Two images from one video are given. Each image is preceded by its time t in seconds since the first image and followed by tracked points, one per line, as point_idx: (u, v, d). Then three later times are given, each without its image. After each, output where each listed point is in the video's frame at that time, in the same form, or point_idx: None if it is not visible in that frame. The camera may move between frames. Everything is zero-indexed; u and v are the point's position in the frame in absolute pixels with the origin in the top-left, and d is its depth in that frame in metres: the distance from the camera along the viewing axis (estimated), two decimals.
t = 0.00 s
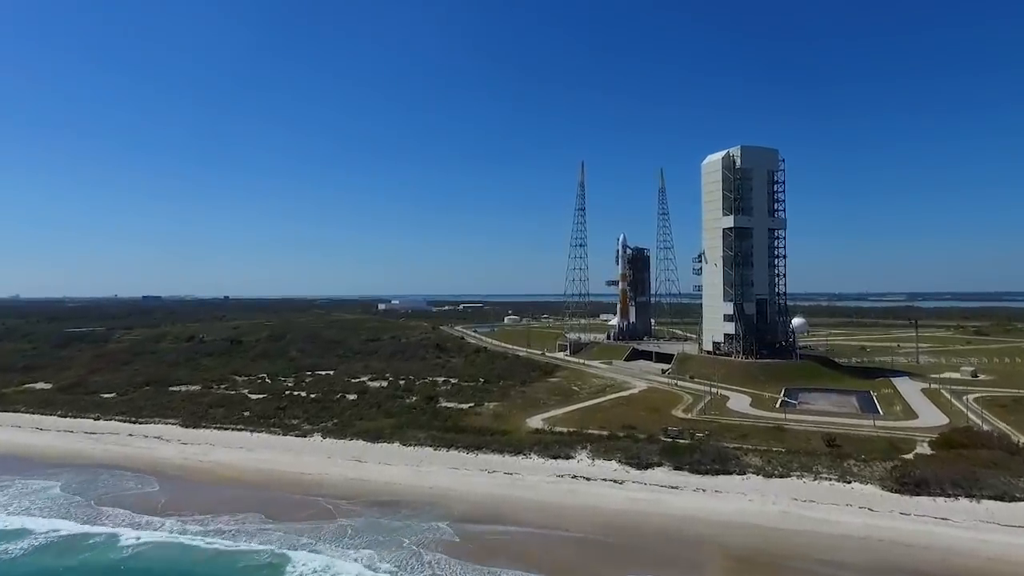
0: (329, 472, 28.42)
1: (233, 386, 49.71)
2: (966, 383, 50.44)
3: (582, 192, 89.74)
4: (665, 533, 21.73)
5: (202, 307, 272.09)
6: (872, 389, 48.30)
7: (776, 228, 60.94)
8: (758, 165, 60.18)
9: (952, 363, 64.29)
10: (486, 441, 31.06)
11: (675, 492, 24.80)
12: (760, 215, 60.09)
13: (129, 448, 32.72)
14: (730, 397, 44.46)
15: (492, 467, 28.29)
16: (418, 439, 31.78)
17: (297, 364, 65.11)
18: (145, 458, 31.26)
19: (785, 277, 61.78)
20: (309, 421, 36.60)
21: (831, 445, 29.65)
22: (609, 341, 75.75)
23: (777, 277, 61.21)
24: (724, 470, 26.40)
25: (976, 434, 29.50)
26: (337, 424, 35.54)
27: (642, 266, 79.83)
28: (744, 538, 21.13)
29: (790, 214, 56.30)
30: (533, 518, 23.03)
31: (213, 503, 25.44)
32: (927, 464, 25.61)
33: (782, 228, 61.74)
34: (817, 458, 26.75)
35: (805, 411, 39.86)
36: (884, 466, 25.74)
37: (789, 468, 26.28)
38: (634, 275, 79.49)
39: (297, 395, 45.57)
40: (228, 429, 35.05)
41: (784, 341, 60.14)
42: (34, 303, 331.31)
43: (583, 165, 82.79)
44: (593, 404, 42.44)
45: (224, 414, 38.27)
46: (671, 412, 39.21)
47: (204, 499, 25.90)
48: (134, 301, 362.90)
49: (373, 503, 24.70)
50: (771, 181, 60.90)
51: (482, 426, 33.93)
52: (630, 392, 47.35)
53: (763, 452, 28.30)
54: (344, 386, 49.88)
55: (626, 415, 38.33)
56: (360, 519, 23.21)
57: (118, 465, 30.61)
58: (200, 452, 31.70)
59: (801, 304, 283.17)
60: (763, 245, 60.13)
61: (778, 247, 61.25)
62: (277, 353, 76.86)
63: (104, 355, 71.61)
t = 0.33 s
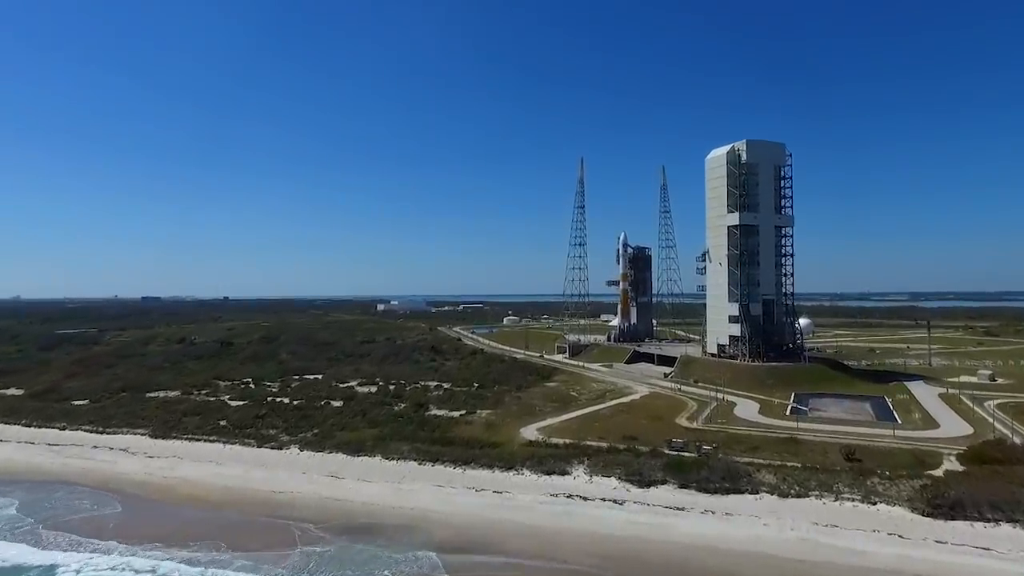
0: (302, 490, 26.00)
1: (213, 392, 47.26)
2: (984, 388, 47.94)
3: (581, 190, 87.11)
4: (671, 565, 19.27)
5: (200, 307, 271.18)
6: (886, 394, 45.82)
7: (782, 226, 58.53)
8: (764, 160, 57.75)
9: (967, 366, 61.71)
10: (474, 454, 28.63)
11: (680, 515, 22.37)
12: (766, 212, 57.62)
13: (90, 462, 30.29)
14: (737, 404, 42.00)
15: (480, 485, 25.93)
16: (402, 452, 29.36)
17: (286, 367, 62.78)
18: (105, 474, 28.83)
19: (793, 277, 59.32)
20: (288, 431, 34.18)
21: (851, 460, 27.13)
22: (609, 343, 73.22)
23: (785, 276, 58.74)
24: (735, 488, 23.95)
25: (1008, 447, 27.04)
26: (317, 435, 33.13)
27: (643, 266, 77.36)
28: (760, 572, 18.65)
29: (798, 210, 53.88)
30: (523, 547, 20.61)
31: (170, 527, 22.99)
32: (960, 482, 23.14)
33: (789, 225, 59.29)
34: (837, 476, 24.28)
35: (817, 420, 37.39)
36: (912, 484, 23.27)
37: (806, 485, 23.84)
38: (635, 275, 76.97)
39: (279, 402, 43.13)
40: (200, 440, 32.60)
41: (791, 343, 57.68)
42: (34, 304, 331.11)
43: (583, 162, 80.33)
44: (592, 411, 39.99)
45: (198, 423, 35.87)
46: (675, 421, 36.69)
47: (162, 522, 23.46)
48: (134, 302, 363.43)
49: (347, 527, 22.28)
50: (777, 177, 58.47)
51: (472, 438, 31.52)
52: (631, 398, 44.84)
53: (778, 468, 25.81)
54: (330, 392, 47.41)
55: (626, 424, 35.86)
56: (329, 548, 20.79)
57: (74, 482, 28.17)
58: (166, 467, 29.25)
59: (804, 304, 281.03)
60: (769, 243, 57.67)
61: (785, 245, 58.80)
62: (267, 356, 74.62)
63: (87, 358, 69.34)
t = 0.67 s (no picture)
0: (269, 511, 23.58)
1: (191, 399, 44.84)
2: (1003, 393, 45.51)
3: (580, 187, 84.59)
4: None
5: (197, 308, 269.60)
6: (900, 401, 43.40)
7: (789, 223, 56.17)
8: (770, 154, 55.30)
9: (981, 369, 59.27)
10: (460, 470, 26.19)
11: (686, 543, 19.93)
12: (772, 208, 55.17)
13: (44, 478, 27.84)
14: (744, 412, 39.55)
15: (464, 506, 23.53)
16: (381, 468, 26.95)
17: (272, 371, 60.44)
18: (57, 491, 26.37)
19: (800, 277, 56.92)
20: (262, 443, 31.76)
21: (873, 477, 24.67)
22: (609, 346, 70.72)
23: (791, 276, 56.35)
24: (747, 510, 21.51)
25: None
26: (292, 447, 30.69)
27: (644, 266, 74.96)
28: None
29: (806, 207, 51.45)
30: None
31: (117, 556, 20.51)
32: (1000, 504, 20.67)
33: (797, 222, 56.86)
34: (860, 496, 21.83)
35: (831, 429, 34.94)
36: (946, 507, 20.80)
37: (827, 507, 21.38)
38: (636, 275, 74.39)
39: (259, 409, 40.71)
40: (166, 453, 30.16)
41: (798, 346, 55.28)
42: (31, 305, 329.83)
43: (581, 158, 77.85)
44: (590, 419, 37.56)
45: (167, 433, 33.47)
46: (678, 431, 34.25)
47: (109, 550, 20.96)
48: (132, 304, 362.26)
49: (312, 558, 19.84)
50: (784, 172, 56.04)
51: (459, 450, 29.08)
52: (632, 405, 42.41)
53: (794, 486, 23.33)
54: (315, 398, 45.04)
55: (627, 434, 33.40)
56: None
57: (21, 501, 25.70)
58: (125, 483, 26.81)
59: (806, 305, 279.03)
60: (776, 241, 55.23)
61: (792, 244, 56.42)
62: (256, 359, 72.35)
63: (66, 362, 66.85)
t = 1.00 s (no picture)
0: (228, 537, 21.21)
1: (167, 406, 42.47)
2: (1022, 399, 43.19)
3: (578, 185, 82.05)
4: None
5: (194, 310, 268.02)
6: (915, 408, 41.07)
7: (795, 221, 53.83)
8: (775, 149, 52.96)
9: (994, 372, 56.96)
10: (443, 488, 23.83)
11: None
12: (778, 205, 52.83)
13: None
14: (750, 420, 37.22)
15: (445, 530, 21.18)
16: (357, 485, 24.60)
17: (258, 375, 58.11)
18: None
19: (807, 276, 54.57)
20: (232, 456, 29.39)
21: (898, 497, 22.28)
22: (608, 348, 68.30)
23: (798, 276, 54.01)
24: (760, 538, 19.14)
25: None
26: (263, 461, 28.32)
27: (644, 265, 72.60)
28: None
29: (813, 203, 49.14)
30: None
31: None
32: None
33: (803, 219, 54.51)
34: (886, 521, 19.44)
35: (845, 439, 32.57)
36: (985, 534, 18.45)
37: (850, 533, 19.01)
38: (636, 275, 71.97)
39: (235, 418, 38.32)
40: (126, 468, 27.78)
41: (805, 349, 52.98)
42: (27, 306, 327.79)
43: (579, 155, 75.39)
44: (586, 428, 35.14)
45: (132, 444, 31.12)
46: (682, 443, 31.84)
47: None
48: (129, 304, 360.68)
49: None
50: (789, 167, 53.72)
51: (443, 465, 26.72)
52: (632, 412, 40.00)
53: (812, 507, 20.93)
54: (297, 405, 42.65)
55: (626, 446, 30.96)
56: None
57: None
58: (76, 503, 24.44)
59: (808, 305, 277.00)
60: (781, 239, 52.89)
61: (798, 242, 54.11)
62: (243, 362, 70.12)
63: (46, 366, 64.53)
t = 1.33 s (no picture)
0: (180, 567, 18.98)
1: (141, 413, 40.27)
2: None
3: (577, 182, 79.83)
4: None
5: (191, 310, 266.20)
6: (931, 415, 38.89)
7: (802, 218, 51.64)
8: (781, 143, 50.77)
9: (1009, 375, 54.71)
10: (422, 508, 21.60)
11: None
12: (784, 202, 50.63)
13: None
14: (758, 429, 34.98)
15: (422, 558, 18.96)
16: (329, 505, 22.40)
17: (244, 379, 55.95)
18: None
19: (814, 276, 52.36)
20: (198, 470, 27.18)
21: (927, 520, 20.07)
22: (607, 350, 66.10)
23: (805, 276, 51.81)
24: (776, 570, 16.90)
25: None
26: (230, 476, 26.09)
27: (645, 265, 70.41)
28: None
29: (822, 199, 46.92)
30: None
31: None
32: None
33: (810, 217, 52.31)
34: (919, 552, 17.20)
35: (861, 450, 30.32)
36: None
37: (879, 565, 16.78)
38: (636, 275, 69.70)
39: (211, 426, 36.09)
40: (81, 484, 25.56)
41: (812, 352, 50.78)
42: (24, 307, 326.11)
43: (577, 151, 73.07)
44: (583, 438, 32.87)
45: (93, 457, 28.90)
46: (685, 455, 29.59)
47: None
48: (127, 305, 358.89)
49: None
50: (796, 162, 51.54)
51: (425, 481, 24.46)
52: (631, 420, 37.75)
53: (833, 532, 18.70)
54: (278, 412, 40.44)
55: (625, 458, 28.73)
56: None
57: None
58: (20, 525, 22.22)
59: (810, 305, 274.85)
60: (787, 237, 50.68)
61: (805, 240, 51.92)
62: (231, 365, 67.96)
63: (25, 369, 62.37)
